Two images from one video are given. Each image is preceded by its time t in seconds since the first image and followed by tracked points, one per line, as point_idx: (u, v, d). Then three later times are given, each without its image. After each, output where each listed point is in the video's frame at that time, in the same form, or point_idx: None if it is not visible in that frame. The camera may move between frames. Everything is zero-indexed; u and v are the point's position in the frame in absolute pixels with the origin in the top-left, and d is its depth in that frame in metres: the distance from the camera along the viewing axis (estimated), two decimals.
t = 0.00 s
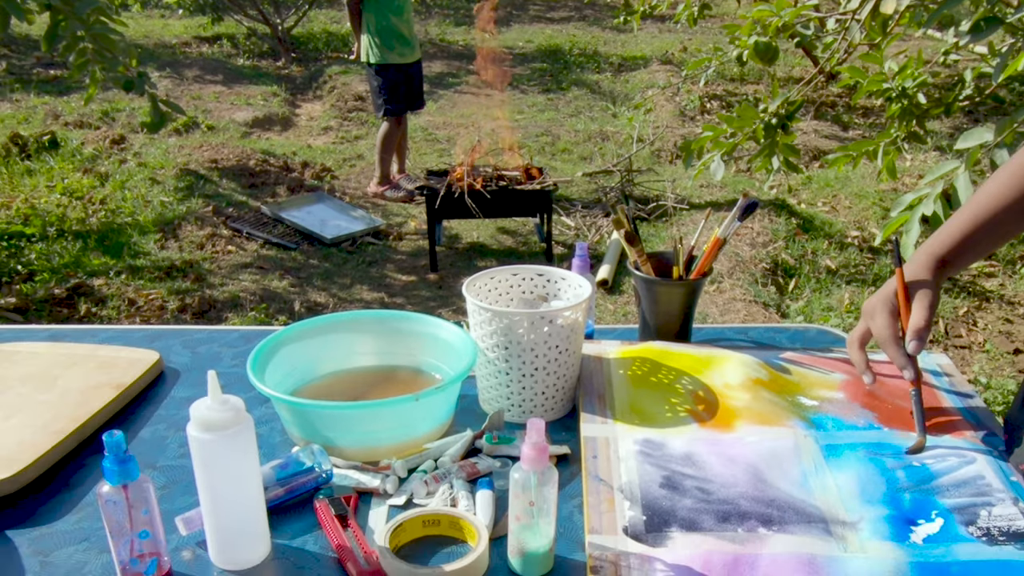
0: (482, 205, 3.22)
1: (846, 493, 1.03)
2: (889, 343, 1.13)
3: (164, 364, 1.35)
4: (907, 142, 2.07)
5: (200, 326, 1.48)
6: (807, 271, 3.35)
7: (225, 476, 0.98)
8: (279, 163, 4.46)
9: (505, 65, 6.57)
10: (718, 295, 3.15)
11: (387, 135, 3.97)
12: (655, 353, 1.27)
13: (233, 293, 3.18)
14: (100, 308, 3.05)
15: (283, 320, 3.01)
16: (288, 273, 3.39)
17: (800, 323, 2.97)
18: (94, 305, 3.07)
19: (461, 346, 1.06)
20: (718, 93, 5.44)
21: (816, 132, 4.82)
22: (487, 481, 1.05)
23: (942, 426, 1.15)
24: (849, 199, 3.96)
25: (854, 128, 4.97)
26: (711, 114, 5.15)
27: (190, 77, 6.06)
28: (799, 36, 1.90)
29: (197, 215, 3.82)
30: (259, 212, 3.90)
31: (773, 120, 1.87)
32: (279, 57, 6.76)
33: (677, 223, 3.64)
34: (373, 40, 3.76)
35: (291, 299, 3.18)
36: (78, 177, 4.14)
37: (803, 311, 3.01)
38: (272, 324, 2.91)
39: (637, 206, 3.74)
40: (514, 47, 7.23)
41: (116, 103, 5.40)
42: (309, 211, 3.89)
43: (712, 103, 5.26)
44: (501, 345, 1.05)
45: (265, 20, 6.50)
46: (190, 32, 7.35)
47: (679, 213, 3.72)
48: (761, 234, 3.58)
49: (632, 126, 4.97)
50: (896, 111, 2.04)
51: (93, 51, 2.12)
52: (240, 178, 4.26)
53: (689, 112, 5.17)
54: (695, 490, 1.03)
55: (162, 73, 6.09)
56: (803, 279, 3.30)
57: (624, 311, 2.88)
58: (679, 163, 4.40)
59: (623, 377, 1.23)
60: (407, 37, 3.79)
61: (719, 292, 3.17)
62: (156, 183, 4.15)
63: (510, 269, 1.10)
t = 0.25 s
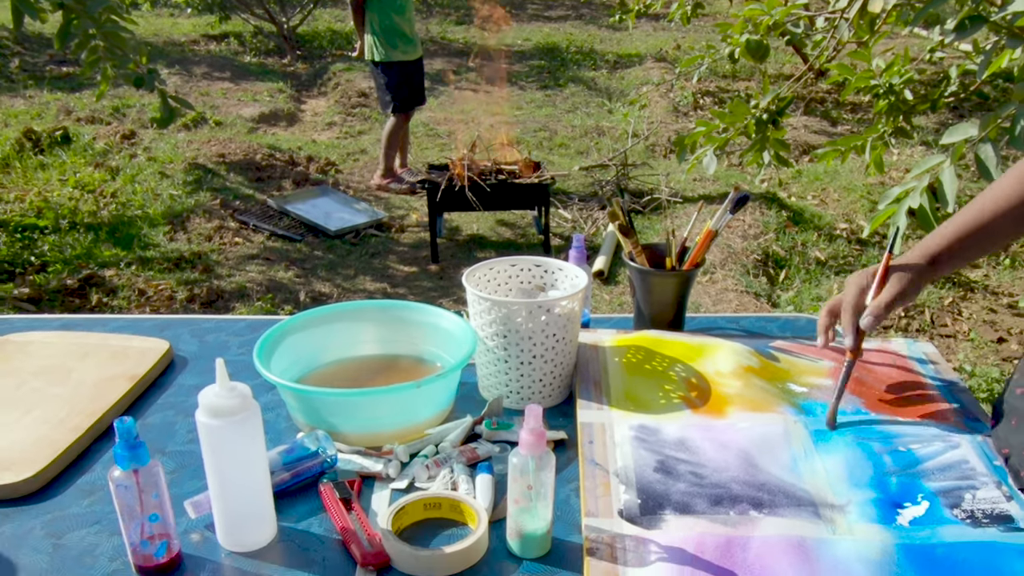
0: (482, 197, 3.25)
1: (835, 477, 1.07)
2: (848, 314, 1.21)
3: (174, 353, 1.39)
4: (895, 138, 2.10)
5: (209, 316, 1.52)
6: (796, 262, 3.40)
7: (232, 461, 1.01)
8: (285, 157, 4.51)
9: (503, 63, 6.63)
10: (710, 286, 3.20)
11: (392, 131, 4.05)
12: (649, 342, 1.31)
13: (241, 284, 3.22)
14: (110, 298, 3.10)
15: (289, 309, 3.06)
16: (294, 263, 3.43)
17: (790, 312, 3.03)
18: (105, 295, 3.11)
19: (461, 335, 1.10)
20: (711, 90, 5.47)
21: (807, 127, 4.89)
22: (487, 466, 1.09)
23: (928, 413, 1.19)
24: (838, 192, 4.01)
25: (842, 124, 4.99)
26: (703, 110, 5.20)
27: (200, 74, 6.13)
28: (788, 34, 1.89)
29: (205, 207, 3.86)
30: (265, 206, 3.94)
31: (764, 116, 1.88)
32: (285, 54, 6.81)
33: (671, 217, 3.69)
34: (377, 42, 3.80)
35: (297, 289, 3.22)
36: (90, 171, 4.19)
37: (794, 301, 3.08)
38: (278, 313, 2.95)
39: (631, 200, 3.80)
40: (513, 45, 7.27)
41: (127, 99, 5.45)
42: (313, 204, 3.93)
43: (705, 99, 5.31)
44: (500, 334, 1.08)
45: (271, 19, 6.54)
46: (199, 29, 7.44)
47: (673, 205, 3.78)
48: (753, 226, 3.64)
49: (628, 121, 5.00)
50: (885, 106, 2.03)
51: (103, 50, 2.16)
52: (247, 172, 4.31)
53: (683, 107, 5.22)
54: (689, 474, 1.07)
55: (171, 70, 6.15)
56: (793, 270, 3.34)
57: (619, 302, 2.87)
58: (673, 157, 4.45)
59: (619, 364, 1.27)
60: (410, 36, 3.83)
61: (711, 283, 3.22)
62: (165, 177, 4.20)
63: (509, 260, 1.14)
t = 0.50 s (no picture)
0: (482, 190, 3.29)
1: (824, 462, 1.10)
2: (899, 315, 1.27)
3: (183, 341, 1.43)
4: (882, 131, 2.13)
5: (216, 306, 1.56)
6: (786, 253, 3.43)
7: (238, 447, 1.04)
8: (290, 151, 4.54)
9: (502, 60, 6.67)
10: (703, 276, 3.23)
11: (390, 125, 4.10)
12: (643, 331, 1.35)
13: (248, 275, 3.26)
14: (122, 288, 3.14)
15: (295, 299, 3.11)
16: (299, 254, 3.48)
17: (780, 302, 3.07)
18: (116, 285, 3.15)
19: (462, 324, 1.13)
20: (703, 85, 5.51)
21: (795, 122, 4.86)
22: (486, 451, 1.12)
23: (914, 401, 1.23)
24: (826, 185, 4.04)
25: (830, 119, 5.02)
26: (697, 106, 5.24)
27: (208, 71, 6.20)
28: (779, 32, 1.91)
29: (213, 200, 3.91)
30: (271, 198, 3.99)
31: (755, 111, 1.92)
32: (291, 52, 6.87)
33: (665, 209, 3.68)
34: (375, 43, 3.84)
35: (303, 280, 3.26)
36: (102, 164, 4.24)
37: (784, 291, 3.12)
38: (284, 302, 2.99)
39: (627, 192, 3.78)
40: (512, 43, 7.30)
41: (138, 95, 5.52)
42: (318, 197, 3.99)
43: (698, 96, 5.36)
44: (499, 323, 1.12)
45: (277, 17, 6.60)
46: (207, 28, 7.52)
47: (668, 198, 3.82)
48: (744, 219, 3.68)
49: (623, 116, 5.04)
50: (870, 103, 2.09)
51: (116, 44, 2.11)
52: (253, 166, 4.37)
53: (676, 103, 5.27)
54: (682, 459, 1.11)
55: (180, 67, 6.22)
56: (784, 261, 3.38)
57: (615, 291, 2.93)
58: (667, 152, 4.50)
59: (614, 353, 1.31)
60: (410, 35, 3.87)
61: (704, 273, 3.25)
62: (175, 171, 4.25)
63: (507, 252, 1.17)
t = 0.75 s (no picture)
0: (482, 183, 3.34)
1: (813, 447, 1.14)
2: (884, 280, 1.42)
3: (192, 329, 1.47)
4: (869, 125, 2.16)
5: (224, 295, 1.60)
6: (777, 244, 3.49)
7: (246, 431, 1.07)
8: (296, 146, 4.63)
9: (502, 57, 6.72)
10: (696, 267, 3.26)
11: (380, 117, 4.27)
12: (638, 320, 1.39)
13: (255, 265, 3.32)
14: (133, 278, 3.21)
15: (300, 289, 3.16)
16: (305, 246, 3.54)
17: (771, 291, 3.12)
18: (128, 276, 3.21)
19: (462, 314, 1.16)
20: (696, 82, 5.58)
21: (785, 117, 5.00)
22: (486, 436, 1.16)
23: (900, 387, 1.27)
24: (815, 179, 4.12)
25: (820, 114, 5.13)
26: (690, 101, 5.29)
27: (216, 68, 6.29)
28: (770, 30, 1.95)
29: (221, 193, 3.99)
30: (279, 189, 4.04)
31: (746, 107, 1.95)
32: (297, 50, 6.95)
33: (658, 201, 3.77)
34: (371, 39, 4.02)
35: (308, 270, 3.32)
36: (114, 159, 4.32)
37: (774, 281, 3.17)
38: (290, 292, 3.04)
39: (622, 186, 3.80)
40: (511, 41, 7.35)
41: (148, 91, 5.60)
42: (323, 189, 4.04)
43: (691, 92, 5.43)
44: (498, 312, 1.15)
45: (284, 16, 6.68)
46: (215, 26, 7.61)
47: (662, 191, 3.87)
48: (736, 211, 3.75)
49: (618, 112, 5.09)
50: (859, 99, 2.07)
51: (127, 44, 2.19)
52: (260, 160, 4.44)
53: (670, 100, 5.34)
54: (676, 443, 1.15)
55: (189, 65, 6.31)
56: (773, 252, 3.43)
57: (610, 281, 2.99)
58: (661, 146, 4.56)
59: (609, 341, 1.35)
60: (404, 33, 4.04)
61: (696, 263, 3.31)
62: (184, 165, 4.32)
63: (506, 243, 1.20)
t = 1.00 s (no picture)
0: (482, 176, 3.41)
1: (802, 432, 1.19)
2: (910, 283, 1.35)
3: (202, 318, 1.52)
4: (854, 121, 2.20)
5: (231, 285, 1.65)
6: (766, 235, 3.57)
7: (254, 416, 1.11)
8: (302, 140, 4.72)
9: (501, 54, 6.77)
10: (688, 257, 3.33)
11: (375, 111, 4.34)
12: (632, 308, 1.43)
13: (262, 256, 3.39)
14: (144, 268, 3.25)
15: (306, 279, 3.23)
16: (310, 236, 3.61)
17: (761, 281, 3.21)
18: (139, 266, 3.28)
19: (462, 302, 1.21)
20: (688, 78, 5.66)
21: (775, 113, 5.08)
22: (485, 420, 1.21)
23: (886, 373, 1.32)
24: (803, 172, 4.22)
25: (808, 109, 5.23)
26: (682, 97, 5.32)
27: (224, 65, 6.38)
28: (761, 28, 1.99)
29: (229, 185, 4.07)
30: (284, 184, 4.13)
31: (738, 102, 1.97)
32: (302, 46, 7.02)
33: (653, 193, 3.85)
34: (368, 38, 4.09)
35: (313, 260, 3.39)
36: (125, 152, 4.40)
37: (764, 272, 3.20)
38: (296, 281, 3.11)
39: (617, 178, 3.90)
40: (509, 38, 7.38)
41: (158, 87, 5.69)
42: (328, 182, 4.12)
43: (684, 88, 5.51)
44: (497, 301, 1.19)
45: (289, 14, 6.75)
46: (224, 24, 7.68)
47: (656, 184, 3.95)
48: (727, 203, 3.83)
49: (613, 107, 5.16)
50: (846, 95, 2.11)
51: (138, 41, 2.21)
52: (267, 154, 4.52)
53: (663, 95, 5.41)
54: (670, 426, 1.20)
55: (198, 61, 6.40)
56: (763, 243, 3.51)
57: (607, 271, 3.03)
58: (655, 141, 4.64)
59: (605, 328, 1.39)
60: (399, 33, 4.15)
61: (689, 254, 3.39)
62: (193, 158, 4.40)
63: (505, 234, 1.24)
